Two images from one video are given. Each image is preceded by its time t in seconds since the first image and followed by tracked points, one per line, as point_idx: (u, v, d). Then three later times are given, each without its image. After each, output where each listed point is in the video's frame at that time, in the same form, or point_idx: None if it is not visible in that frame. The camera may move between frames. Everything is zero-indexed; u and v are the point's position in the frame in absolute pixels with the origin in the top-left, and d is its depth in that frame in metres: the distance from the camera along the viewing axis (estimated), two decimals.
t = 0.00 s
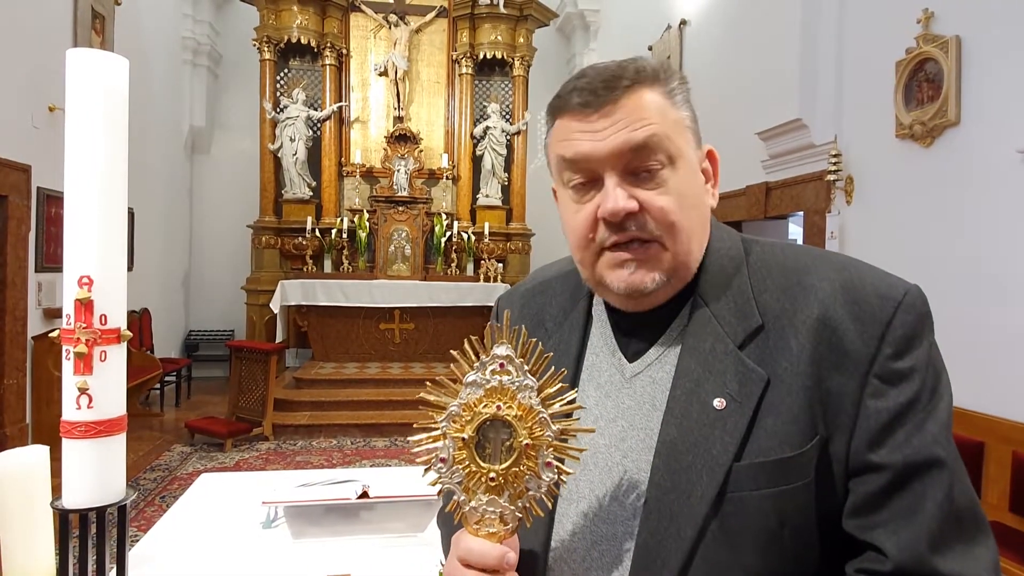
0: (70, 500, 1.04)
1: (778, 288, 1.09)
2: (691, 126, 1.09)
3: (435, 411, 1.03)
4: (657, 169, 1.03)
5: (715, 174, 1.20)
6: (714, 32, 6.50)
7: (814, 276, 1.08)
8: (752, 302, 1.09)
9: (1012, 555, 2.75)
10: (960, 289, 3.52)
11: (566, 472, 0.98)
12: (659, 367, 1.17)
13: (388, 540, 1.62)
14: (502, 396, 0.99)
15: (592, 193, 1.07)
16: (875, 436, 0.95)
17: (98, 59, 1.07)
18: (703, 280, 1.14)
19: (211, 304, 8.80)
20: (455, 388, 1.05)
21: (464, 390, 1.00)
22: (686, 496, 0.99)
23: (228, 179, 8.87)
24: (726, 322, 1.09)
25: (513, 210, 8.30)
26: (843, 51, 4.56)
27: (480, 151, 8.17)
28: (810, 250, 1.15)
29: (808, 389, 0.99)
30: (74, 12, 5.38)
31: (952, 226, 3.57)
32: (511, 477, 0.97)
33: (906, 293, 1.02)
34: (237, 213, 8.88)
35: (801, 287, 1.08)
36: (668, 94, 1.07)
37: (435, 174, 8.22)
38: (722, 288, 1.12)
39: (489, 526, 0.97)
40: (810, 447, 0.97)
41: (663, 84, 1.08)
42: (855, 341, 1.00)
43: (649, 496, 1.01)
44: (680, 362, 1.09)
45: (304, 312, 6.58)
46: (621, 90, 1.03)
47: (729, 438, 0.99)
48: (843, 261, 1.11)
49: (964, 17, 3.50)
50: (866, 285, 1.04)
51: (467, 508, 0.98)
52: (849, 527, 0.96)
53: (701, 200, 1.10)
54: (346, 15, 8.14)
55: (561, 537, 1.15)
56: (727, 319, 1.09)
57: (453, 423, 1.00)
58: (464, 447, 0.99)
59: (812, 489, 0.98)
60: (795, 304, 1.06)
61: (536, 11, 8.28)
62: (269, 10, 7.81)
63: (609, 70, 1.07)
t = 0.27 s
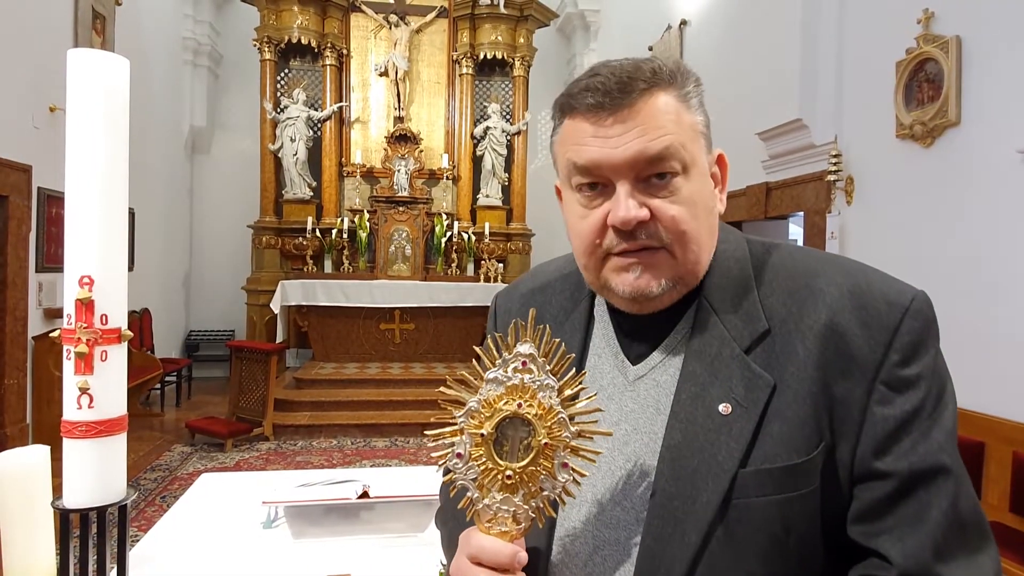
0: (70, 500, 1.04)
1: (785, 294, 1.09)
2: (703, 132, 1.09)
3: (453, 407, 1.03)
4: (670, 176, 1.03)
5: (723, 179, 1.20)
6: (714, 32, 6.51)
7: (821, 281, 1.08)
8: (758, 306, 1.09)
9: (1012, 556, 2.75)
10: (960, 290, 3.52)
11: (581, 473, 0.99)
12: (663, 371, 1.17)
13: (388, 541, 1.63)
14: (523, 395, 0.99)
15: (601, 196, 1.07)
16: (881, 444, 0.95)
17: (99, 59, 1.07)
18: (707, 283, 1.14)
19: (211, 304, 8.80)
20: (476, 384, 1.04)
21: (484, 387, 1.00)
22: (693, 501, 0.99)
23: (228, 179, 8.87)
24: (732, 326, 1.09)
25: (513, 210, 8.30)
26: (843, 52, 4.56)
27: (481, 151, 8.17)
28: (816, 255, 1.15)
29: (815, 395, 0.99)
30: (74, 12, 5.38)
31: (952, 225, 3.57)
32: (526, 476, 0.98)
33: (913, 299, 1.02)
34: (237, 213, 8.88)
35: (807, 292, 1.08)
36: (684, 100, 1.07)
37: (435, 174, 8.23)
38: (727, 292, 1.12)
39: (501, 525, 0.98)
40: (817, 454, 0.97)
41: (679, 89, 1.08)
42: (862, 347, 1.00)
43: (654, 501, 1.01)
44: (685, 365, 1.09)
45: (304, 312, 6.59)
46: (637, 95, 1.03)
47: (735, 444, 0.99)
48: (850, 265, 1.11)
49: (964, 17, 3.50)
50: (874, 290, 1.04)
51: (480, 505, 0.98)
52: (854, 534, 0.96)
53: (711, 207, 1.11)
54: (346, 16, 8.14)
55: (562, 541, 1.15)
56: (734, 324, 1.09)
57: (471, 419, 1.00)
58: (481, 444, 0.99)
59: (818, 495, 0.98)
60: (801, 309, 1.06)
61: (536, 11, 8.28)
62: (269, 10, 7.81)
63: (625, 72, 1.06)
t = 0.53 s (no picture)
0: (71, 500, 1.05)
1: (788, 297, 1.10)
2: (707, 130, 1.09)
3: (452, 408, 1.03)
4: (674, 172, 1.03)
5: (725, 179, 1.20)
6: (714, 32, 6.51)
7: (824, 284, 1.08)
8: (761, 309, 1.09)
9: (1012, 556, 2.75)
10: (960, 290, 3.52)
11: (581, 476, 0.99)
12: (664, 373, 1.17)
13: (388, 541, 1.63)
14: (522, 396, 0.99)
15: (604, 190, 1.07)
16: (884, 449, 0.95)
17: (99, 59, 1.07)
18: (709, 285, 1.14)
19: (211, 303, 8.80)
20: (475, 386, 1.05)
21: (483, 389, 1.00)
22: (694, 505, 0.99)
23: (228, 179, 8.87)
24: (735, 328, 1.09)
25: (513, 210, 8.30)
26: (843, 52, 4.56)
27: (481, 151, 8.17)
28: (818, 258, 1.16)
29: (818, 399, 0.99)
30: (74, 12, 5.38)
31: (952, 226, 3.57)
32: (527, 479, 0.98)
33: (917, 303, 1.02)
34: (238, 213, 8.89)
35: (811, 296, 1.08)
36: (691, 97, 1.07)
37: (435, 175, 8.23)
38: (729, 293, 1.12)
39: (500, 528, 0.98)
40: (820, 458, 0.97)
41: (686, 85, 1.08)
42: (865, 351, 1.00)
43: (656, 504, 1.01)
44: (687, 368, 1.09)
45: (304, 313, 6.59)
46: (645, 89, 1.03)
47: (737, 448, 0.99)
48: (852, 269, 1.11)
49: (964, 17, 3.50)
50: (877, 293, 1.04)
51: (480, 508, 0.98)
52: (855, 538, 0.96)
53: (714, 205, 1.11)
54: (346, 16, 8.15)
55: (562, 543, 1.15)
56: (736, 326, 1.09)
57: (470, 421, 1.00)
58: (481, 446, 0.99)
59: (821, 500, 0.98)
60: (803, 313, 1.07)
61: (536, 11, 8.28)
62: (270, 11, 7.82)
63: (633, 67, 1.07)
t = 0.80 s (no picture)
0: (74, 499, 1.05)
1: (791, 295, 1.10)
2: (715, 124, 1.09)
3: (458, 404, 1.03)
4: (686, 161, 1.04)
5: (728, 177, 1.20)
6: (715, 32, 6.51)
7: (827, 283, 1.09)
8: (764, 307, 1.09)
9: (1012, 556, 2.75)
10: (960, 290, 3.52)
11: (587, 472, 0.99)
12: (668, 372, 1.17)
13: (388, 541, 1.63)
14: (530, 391, 0.99)
15: (615, 177, 1.07)
16: (889, 446, 0.96)
17: (101, 60, 1.07)
18: (713, 284, 1.14)
19: (211, 303, 8.80)
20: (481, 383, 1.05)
21: (491, 384, 1.00)
22: (700, 503, 0.99)
23: (229, 179, 8.87)
24: (739, 327, 1.09)
25: (514, 210, 8.31)
26: (843, 52, 4.57)
27: (481, 151, 8.17)
28: (819, 257, 1.16)
29: (822, 397, 1.00)
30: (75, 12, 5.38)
31: (952, 225, 3.57)
32: (534, 474, 0.98)
33: (919, 301, 1.02)
34: (238, 213, 8.89)
35: (813, 294, 1.08)
36: (702, 91, 1.08)
37: (435, 175, 8.23)
38: (733, 291, 1.12)
39: (507, 524, 0.98)
40: (825, 456, 0.98)
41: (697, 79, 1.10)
42: (869, 349, 1.00)
43: (662, 503, 1.01)
44: (691, 366, 1.09)
45: (305, 313, 6.59)
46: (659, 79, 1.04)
47: (743, 447, 0.99)
48: (854, 267, 1.11)
49: (964, 17, 3.50)
50: (880, 292, 1.04)
51: (487, 504, 0.98)
52: (860, 536, 0.97)
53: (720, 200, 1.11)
54: (347, 16, 8.16)
55: (565, 543, 1.15)
56: (740, 324, 1.09)
57: (478, 417, 1.00)
58: (488, 442, 0.99)
59: (826, 498, 0.99)
60: (807, 311, 1.07)
61: (536, 12, 8.28)
62: (270, 11, 7.82)
63: (646, 58, 1.08)
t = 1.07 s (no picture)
0: (75, 499, 1.05)
1: (809, 294, 1.10)
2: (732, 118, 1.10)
3: (474, 400, 1.03)
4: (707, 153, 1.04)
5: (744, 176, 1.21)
6: (715, 33, 6.51)
7: (845, 282, 1.09)
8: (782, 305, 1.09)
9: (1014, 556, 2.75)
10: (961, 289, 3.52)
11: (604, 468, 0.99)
12: (683, 371, 1.17)
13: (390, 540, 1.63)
14: (546, 387, 0.99)
15: (636, 169, 1.07)
16: (911, 445, 0.96)
17: (102, 61, 1.07)
18: (730, 283, 1.14)
19: (211, 303, 8.80)
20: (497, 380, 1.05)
21: (507, 380, 1.01)
22: (718, 503, 0.98)
23: (229, 179, 8.88)
24: (757, 325, 1.09)
25: (514, 211, 8.31)
26: (843, 53, 4.57)
27: (482, 151, 8.17)
28: (836, 256, 1.16)
29: (841, 397, 1.00)
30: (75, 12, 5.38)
31: (953, 225, 3.57)
32: (550, 471, 0.98)
33: (939, 300, 1.02)
34: (238, 213, 8.89)
35: (831, 294, 1.08)
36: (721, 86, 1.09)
37: (436, 175, 8.23)
38: (750, 290, 1.12)
39: (525, 521, 0.98)
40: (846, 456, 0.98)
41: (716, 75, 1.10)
42: (890, 348, 1.00)
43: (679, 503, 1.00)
44: (707, 364, 1.09)
45: (305, 313, 6.59)
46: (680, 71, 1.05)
47: (761, 447, 0.99)
48: (872, 266, 1.12)
49: (964, 18, 3.51)
50: (899, 291, 1.05)
51: (504, 500, 0.98)
52: (882, 536, 0.97)
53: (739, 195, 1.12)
54: (347, 17, 8.16)
55: (582, 543, 1.16)
56: (757, 322, 1.09)
57: (494, 413, 1.00)
58: (505, 437, 0.99)
59: (847, 497, 0.99)
60: (825, 310, 1.07)
61: (536, 12, 8.29)
62: (270, 11, 7.82)
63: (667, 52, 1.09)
